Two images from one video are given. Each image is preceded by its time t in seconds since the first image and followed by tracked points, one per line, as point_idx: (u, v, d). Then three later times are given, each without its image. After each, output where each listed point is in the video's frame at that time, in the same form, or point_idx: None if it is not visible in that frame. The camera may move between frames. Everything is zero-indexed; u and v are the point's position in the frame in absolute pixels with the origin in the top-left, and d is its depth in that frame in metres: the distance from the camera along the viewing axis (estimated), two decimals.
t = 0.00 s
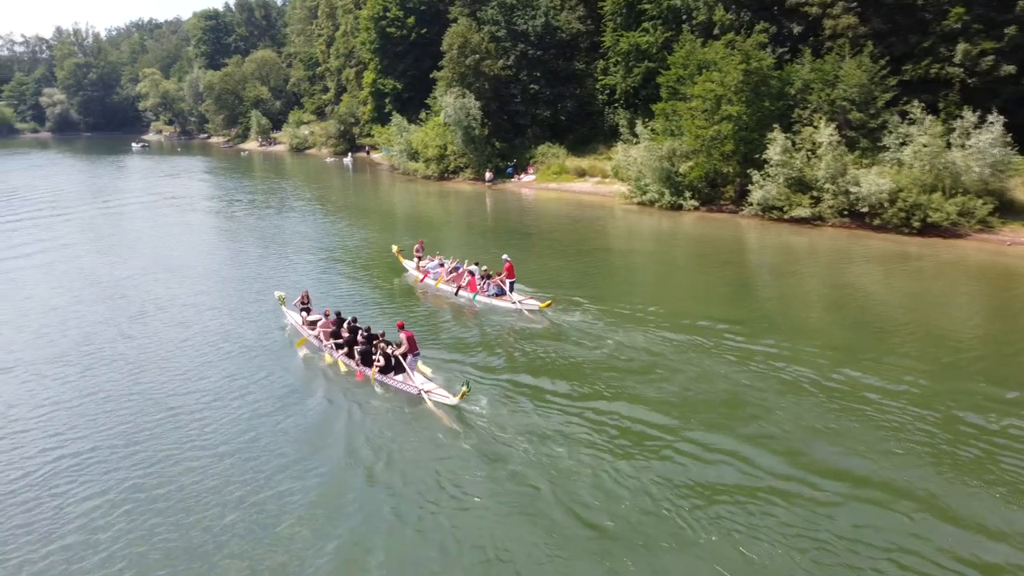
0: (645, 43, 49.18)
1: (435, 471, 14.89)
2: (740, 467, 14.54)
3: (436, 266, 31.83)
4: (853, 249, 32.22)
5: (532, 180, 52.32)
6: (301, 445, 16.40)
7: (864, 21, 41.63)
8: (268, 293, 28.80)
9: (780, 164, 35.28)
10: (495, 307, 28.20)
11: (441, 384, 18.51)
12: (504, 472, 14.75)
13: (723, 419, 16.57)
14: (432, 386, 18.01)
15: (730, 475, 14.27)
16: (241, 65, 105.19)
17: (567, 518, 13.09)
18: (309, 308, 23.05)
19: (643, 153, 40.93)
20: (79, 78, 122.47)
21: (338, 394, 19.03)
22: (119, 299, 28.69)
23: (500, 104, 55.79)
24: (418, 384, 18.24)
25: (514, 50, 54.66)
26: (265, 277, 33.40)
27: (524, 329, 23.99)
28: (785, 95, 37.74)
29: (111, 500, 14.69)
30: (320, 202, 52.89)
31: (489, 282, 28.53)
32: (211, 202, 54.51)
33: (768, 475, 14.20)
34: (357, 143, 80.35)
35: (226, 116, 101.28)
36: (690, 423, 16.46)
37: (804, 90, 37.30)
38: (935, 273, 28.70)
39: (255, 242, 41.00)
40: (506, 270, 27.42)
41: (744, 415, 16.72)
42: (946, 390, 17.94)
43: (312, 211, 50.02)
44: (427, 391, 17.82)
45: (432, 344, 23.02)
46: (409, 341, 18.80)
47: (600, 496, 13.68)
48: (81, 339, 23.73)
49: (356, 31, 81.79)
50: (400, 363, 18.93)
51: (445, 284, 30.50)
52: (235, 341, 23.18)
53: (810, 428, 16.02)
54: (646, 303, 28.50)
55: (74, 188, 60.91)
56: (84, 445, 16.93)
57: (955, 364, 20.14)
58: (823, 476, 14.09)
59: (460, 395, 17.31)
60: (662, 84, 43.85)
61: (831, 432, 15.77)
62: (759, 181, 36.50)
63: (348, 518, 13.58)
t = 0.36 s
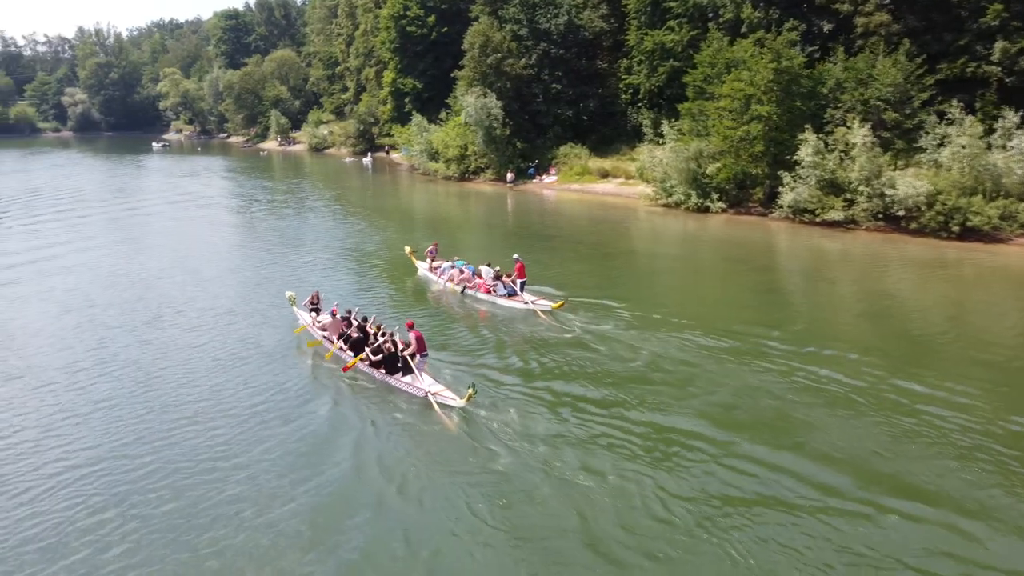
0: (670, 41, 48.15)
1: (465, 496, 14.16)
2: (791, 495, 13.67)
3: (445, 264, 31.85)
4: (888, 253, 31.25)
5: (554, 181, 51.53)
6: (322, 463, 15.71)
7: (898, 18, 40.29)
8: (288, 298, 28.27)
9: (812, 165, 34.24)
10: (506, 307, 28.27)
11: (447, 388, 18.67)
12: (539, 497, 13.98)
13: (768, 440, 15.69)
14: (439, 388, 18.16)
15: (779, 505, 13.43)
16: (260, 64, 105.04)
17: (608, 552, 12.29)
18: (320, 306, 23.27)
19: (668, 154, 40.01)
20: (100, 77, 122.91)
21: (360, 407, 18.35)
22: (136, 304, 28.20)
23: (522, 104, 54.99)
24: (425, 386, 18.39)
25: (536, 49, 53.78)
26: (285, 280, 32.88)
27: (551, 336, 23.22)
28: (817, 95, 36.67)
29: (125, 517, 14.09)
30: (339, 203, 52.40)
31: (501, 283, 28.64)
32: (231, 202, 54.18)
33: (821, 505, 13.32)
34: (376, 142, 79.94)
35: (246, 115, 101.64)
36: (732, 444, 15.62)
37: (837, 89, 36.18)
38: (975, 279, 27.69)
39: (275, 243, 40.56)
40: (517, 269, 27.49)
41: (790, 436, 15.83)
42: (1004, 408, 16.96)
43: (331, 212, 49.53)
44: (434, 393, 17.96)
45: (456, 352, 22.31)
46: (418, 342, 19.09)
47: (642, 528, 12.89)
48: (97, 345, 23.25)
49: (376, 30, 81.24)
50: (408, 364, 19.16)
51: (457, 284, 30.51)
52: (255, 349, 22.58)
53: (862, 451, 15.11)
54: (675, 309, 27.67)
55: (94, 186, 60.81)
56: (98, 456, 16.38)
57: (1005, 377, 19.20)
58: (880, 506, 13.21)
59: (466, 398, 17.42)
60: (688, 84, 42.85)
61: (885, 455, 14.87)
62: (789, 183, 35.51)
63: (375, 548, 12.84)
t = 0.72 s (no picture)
0: (694, 40, 47.07)
1: (496, 520, 13.42)
2: (845, 525, 12.79)
3: (456, 266, 31.86)
4: (925, 258, 30.19)
5: (574, 182, 50.65)
6: (342, 485, 14.93)
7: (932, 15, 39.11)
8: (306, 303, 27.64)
9: (845, 167, 33.16)
10: (518, 309, 28.24)
11: (458, 390, 18.59)
12: (573, 526, 13.10)
13: (815, 464, 14.73)
14: (448, 391, 18.09)
15: (834, 538, 12.47)
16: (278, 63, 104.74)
17: None
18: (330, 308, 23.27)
19: (694, 155, 39.02)
20: (119, 77, 123.17)
21: (382, 422, 17.57)
22: (150, 309, 27.60)
23: (542, 103, 54.14)
24: (436, 388, 18.30)
25: (557, 47, 52.84)
26: (303, 284, 32.26)
27: (577, 346, 22.38)
28: (849, 94, 35.61)
29: (134, 542, 13.39)
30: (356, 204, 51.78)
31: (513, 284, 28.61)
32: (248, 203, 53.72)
33: (880, 540, 12.34)
34: (394, 142, 79.38)
35: (263, 115, 101.59)
36: (777, 469, 14.68)
37: (870, 89, 35.07)
38: (1018, 286, 26.62)
39: (292, 245, 39.93)
40: (530, 271, 27.48)
41: (838, 459, 14.88)
42: None
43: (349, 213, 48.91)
44: (444, 395, 17.88)
45: (479, 361, 21.51)
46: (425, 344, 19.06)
47: (686, 565, 11.99)
48: (110, 352, 22.64)
49: (394, 29, 80.63)
50: (417, 366, 19.13)
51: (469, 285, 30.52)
52: (271, 359, 21.90)
53: (917, 477, 14.19)
54: (704, 315, 26.77)
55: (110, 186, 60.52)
56: (107, 474, 15.68)
57: None
58: (943, 540, 12.25)
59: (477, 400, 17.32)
60: (714, 83, 41.81)
61: (943, 482, 13.88)
62: (820, 185, 34.47)
63: None
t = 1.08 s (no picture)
0: (719, 38, 46.02)
1: (528, 550, 12.76)
2: (900, 559, 12.05)
3: (467, 266, 32.18)
4: (963, 264, 29.14)
5: (595, 184, 49.76)
6: (365, 510, 14.25)
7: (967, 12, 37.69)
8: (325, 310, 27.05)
9: (879, 169, 32.08)
10: (530, 312, 28.25)
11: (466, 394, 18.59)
12: (614, 564, 12.29)
13: (870, 493, 13.84)
14: (457, 394, 18.09)
15: None
16: (294, 63, 104.48)
17: None
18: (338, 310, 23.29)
19: (719, 156, 38.05)
20: (136, 75, 123.33)
21: (406, 439, 16.82)
22: (165, 316, 27.04)
23: (562, 103, 53.27)
24: (445, 393, 18.24)
25: (578, 46, 51.89)
26: (321, 289, 31.67)
27: (607, 357, 21.57)
28: (881, 95, 34.54)
29: (146, 571, 12.75)
30: (373, 205, 51.19)
31: (525, 287, 28.63)
32: (264, 203, 53.27)
33: None
34: (410, 142, 78.81)
35: (280, 114, 101.50)
36: (830, 499, 13.78)
37: (904, 89, 33.98)
38: None
39: (309, 248, 39.33)
40: (542, 274, 27.74)
41: (891, 488, 14.02)
42: None
43: (366, 214, 48.33)
44: (453, 399, 17.88)
45: (506, 373, 20.73)
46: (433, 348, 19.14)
47: None
48: (123, 362, 22.06)
49: (411, 28, 79.94)
50: (425, 370, 19.18)
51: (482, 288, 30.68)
52: (290, 369, 21.22)
53: (974, 505, 13.39)
54: (735, 321, 25.86)
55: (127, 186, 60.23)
56: (118, 496, 15.04)
57: None
58: None
59: (486, 405, 17.24)
60: (741, 82, 40.78)
61: (1009, 516, 12.98)
62: (852, 188, 33.45)
63: None
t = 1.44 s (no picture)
0: (744, 36, 44.96)
1: None
2: None
3: (478, 266, 32.03)
4: (1003, 271, 28.08)
5: (616, 185, 48.77)
6: (392, 543, 13.74)
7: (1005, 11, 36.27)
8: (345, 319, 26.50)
9: (915, 171, 30.96)
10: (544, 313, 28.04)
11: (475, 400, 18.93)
12: None
13: (925, 531, 13.14)
14: (467, 399, 18.45)
15: None
16: (310, 62, 104.01)
17: None
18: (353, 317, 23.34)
19: (747, 157, 37.00)
20: (152, 75, 123.41)
21: (434, 465, 16.20)
22: (182, 326, 26.60)
23: (582, 103, 52.32)
24: (455, 398, 18.54)
25: (599, 45, 50.80)
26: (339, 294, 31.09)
27: (637, 371, 20.80)
28: (917, 95, 33.26)
29: None
30: (390, 206, 50.57)
31: (539, 289, 28.41)
32: (281, 204, 52.79)
33: None
34: (427, 142, 78.14)
35: (296, 114, 101.18)
36: (886, 542, 12.97)
37: (941, 88, 32.75)
38: None
39: (327, 251, 38.77)
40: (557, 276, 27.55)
41: (946, 525, 13.31)
42: None
43: (384, 216, 47.71)
44: (463, 403, 18.22)
45: (532, 388, 20.02)
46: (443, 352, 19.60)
47: None
48: (139, 381, 21.67)
49: (429, 27, 79.16)
50: (435, 374, 19.60)
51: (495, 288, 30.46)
52: (311, 388, 20.75)
53: None
54: (768, 328, 24.95)
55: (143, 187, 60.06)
56: (133, 527, 14.60)
57: None
58: None
59: (494, 411, 17.50)
60: (768, 82, 39.67)
61: None
62: (887, 191, 32.36)
63: None
